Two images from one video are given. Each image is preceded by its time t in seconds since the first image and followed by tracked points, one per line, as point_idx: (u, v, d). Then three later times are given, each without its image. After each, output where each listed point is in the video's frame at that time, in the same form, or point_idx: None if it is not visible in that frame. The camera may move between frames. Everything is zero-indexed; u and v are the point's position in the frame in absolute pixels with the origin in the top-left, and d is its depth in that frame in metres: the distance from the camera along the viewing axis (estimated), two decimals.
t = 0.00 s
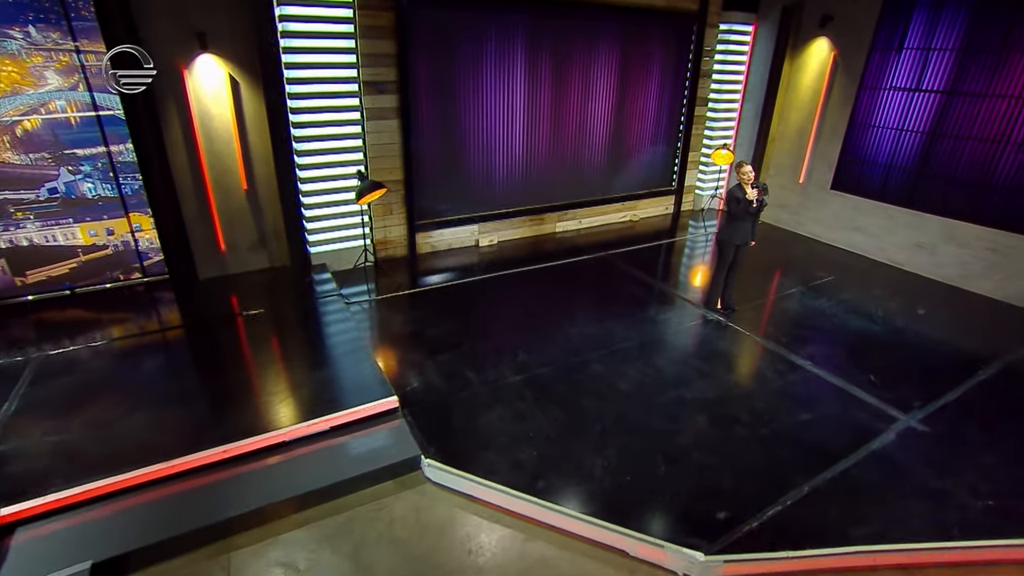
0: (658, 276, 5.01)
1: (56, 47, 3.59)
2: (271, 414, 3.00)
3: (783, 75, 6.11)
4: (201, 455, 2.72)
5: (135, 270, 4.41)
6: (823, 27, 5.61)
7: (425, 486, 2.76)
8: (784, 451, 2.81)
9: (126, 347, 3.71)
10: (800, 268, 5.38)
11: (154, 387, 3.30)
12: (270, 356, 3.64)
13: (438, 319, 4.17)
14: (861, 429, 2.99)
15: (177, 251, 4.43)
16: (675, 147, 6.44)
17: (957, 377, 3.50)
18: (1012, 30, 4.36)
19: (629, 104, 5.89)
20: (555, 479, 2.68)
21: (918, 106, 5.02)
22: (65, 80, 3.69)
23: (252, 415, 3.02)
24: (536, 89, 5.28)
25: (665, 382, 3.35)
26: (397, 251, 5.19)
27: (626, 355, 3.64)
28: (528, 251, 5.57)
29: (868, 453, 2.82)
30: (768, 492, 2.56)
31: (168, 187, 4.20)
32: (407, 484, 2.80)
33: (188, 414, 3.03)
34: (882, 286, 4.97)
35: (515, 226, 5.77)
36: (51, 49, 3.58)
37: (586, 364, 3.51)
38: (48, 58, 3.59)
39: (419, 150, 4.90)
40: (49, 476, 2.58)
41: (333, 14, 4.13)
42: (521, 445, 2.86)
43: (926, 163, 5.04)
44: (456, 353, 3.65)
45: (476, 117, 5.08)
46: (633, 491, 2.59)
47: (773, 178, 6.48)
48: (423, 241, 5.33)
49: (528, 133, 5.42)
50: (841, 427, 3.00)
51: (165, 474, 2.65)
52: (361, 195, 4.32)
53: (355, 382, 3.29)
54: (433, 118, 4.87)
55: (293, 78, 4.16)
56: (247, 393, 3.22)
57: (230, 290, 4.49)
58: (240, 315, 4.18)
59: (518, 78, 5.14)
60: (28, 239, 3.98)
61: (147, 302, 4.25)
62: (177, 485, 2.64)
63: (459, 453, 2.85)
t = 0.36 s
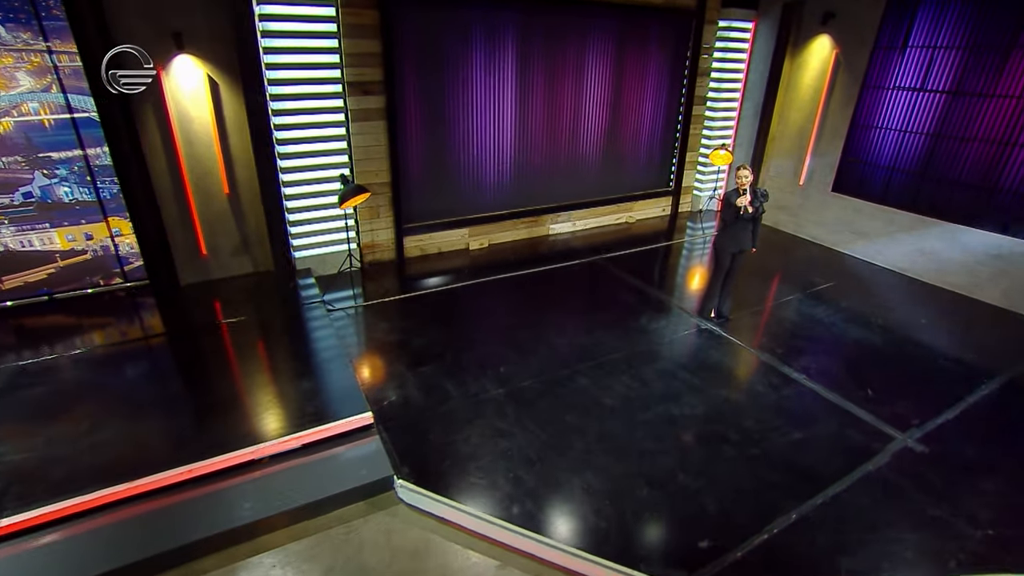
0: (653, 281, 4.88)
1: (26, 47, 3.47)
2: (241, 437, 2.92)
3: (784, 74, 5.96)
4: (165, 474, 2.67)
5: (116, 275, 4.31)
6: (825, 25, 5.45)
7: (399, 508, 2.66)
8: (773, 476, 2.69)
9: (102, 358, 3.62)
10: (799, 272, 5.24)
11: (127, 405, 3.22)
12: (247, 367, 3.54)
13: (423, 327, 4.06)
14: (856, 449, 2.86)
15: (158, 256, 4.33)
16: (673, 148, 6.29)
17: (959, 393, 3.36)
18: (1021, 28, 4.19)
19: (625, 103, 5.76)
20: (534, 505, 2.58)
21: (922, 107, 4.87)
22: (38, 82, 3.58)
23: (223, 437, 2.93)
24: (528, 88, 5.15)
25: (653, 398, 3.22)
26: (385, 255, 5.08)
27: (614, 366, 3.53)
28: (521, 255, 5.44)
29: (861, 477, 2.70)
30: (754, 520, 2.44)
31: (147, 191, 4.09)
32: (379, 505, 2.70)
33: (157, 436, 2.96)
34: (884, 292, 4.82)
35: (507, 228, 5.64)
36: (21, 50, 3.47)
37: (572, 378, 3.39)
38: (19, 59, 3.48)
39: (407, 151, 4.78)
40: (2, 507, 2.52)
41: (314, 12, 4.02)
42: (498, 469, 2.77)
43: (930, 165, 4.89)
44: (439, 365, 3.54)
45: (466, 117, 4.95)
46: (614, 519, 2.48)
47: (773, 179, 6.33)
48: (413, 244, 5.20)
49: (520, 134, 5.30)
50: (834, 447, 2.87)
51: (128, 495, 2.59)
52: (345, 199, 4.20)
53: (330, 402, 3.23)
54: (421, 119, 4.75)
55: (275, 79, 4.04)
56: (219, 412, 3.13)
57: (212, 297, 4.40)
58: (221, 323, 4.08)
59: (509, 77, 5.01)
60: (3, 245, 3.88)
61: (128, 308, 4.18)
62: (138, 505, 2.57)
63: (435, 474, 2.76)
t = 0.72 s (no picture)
0: (644, 284, 4.77)
1: None
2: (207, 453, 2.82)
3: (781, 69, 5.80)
4: (127, 492, 2.61)
5: (93, 277, 4.22)
6: (824, 19, 5.29)
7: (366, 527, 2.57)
8: (756, 496, 2.59)
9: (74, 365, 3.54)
10: (794, 274, 5.12)
11: (96, 418, 3.14)
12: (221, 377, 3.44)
13: (405, 334, 3.97)
14: (845, 467, 2.75)
15: (135, 259, 4.22)
16: (667, 146, 6.16)
17: (953, 405, 3.25)
18: None
19: (617, 100, 5.62)
20: (506, 526, 2.49)
21: (922, 105, 4.72)
22: (4, 81, 3.47)
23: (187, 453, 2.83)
24: (516, 86, 5.01)
25: (635, 410, 3.12)
26: (370, 256, 4.97)
27: (597, 375, 3.42)
28: (509, 256, 5.32)
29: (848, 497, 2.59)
30: (734, 546, 2.35)
31: (121, 193, 3.99)
32: (347, 523, 2.61)
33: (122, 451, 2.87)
34: (881, 296, 4.69)
35: (495, 228, 5.52)
36: None
37: (553, 389, 3.29)
38: None
39: (390, 151, 4.66)
40: None
41: (293, 9, 3.91)
42: (472, 488, 2.68)
43: (929, 165, 4.75)
44: (417, 375, 3.44)
45: (451, 115, 4.83)
46: (588, 543, 2.39)
47: (770, 177, 6.19)
48: (398, 245, 5.10)
49: (507, 132, 5.17)
50: (821, 464, 2.77)
51: (85, 514, 2.53)
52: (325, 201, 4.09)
53: (302, 418, 3.11)
54: (404, 117, 4.63)
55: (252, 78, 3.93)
56: (192, 427, 3.07)
57: (191, 300, 4.30)
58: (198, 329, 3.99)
59: (496, 73, 4.87)
60: None
61: (106, 312, 4.10)
62: (94, 525, 2.49)
63: (406, 493, 2.67)
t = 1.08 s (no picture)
0: (632, 286, 4.67)
1: None
2: (172, 467, 2.75)
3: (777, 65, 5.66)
4: (85, 510, 2.51)
5: (69, 280, 4.15)
6: (820, 14, 5.15)
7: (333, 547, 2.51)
8: (734, 516, 2.50)
9: (45, 372, 3.47)
10: (788, 276, 5.01)
11: (64, 428, 3.08)
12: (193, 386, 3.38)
13: (385, 340, 3.89)
14: (827, 484, 2.67)
15: (111, 263, 4.13)
16: (659, 144, 6.05)
17: (945, 417, 3.14)
18: None
19: (608, 98, 5.50)
20: (473, 546, 2.41)
21: (920, 103, 4.58)
22: None
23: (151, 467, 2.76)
24: (502, 83, 4.90)
25: (615, 423, 3.03)
26: (354, 258, 4.89)
27: (578, 385, 3.34)
28: (496, 257, 5.23)
29: (829, 516, 2.51)
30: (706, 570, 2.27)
31: (96, 195, 3.91)
32: (314, 540, 2.56)
33: (87, 464, 2.81)
34: (874, 299, 4.59)
35: (483, 229, 5.42)
36: None
37: (532, 400, 3.21)
38: None
39: (373, 151, 4.57)
40: None
41: (269, 6, 3.79)
42: (441, 505, 2.60)
43: (926, 166, 4.62)
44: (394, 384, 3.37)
45: (435, 114, 4.72)
46: (556, 565, 2.32)
47: (765, 175, 6.06)
48: (383, 247, 5.01)
49: (494, 131, 5.07)
50: (802, 481, 2.69)
51: (40, 534, 2.45)
52: (303, 204, 4.00)
53: (272, 431, 3.03)
54: (386, 117, 4.54)
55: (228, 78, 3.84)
56: (160, 438, 3.01)
57: (169, 304, 4.23)
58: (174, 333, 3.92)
59: (481, 71, 4.76)
60: None
61: (85, 315, 4.05)
62: (51, 545, 2.43)
63: (374, 510, 2.60)
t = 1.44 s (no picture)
0: (620, 289, 4.59)
1: None
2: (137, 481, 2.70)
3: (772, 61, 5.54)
4: (46, 527, 2.45)
5: (47, 284, 4.09)
6: (816, 9, 5.02)
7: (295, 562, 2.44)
8: (709, 535, 2.44)
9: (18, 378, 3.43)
10: (779, 277, 4.93)
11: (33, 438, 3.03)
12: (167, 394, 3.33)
13: (364, 345, 3.83)
14: (807, 500, 2.60)
15: (89, 266, 4.08)
16: (652, 141, 5.95)
17: (932, 428, 3.06)
18: None
19: (598, 95, 5.39)
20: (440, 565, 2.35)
21: (917, 102, 4.45)
22: None
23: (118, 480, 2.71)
24: (488, 81, 4.80)
25: (592, 435, 2.97)
26: (338, 259, 4.83)
27: (557, 393, 3.28)
28: (483, 257, 5.16)
29: (805, 536, 2.43)
30: None
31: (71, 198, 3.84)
32: (280, 556, 2.47)
33: (55, 477, 2.76)
34: (866, 302, 4.51)
35: (470, 228, 5.35)
36: None
37: (508, 411, 3.15)
38: None
39: (355, 151, 4.49)
40: None
41: (245, 4, 3.70)
42: (410, 521, 2.55)
43: (921, 166, 4.51)
44: (370, 393, 3.31)
45: (419, 114, 4.63)
46: None
47: (760, 174, 5.96)
48: (368, 248, 4.94)
49: (480, 130, 4.97)
50: (781, 497, 2.62)
51: None
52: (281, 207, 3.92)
53: (243, 442, 2.98)
54: (368, 117, 4.45)
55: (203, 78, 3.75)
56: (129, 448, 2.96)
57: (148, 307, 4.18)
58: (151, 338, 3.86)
59: (466, 69, 4.66)
60: None
61: (65, 318, 4.00)
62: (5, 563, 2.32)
63: (342, 526, 2.55)
